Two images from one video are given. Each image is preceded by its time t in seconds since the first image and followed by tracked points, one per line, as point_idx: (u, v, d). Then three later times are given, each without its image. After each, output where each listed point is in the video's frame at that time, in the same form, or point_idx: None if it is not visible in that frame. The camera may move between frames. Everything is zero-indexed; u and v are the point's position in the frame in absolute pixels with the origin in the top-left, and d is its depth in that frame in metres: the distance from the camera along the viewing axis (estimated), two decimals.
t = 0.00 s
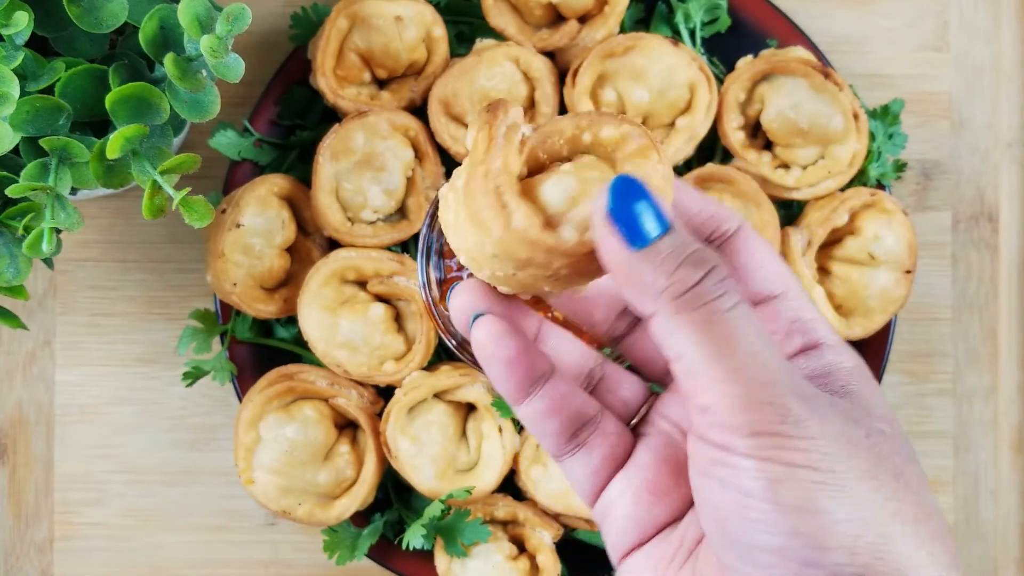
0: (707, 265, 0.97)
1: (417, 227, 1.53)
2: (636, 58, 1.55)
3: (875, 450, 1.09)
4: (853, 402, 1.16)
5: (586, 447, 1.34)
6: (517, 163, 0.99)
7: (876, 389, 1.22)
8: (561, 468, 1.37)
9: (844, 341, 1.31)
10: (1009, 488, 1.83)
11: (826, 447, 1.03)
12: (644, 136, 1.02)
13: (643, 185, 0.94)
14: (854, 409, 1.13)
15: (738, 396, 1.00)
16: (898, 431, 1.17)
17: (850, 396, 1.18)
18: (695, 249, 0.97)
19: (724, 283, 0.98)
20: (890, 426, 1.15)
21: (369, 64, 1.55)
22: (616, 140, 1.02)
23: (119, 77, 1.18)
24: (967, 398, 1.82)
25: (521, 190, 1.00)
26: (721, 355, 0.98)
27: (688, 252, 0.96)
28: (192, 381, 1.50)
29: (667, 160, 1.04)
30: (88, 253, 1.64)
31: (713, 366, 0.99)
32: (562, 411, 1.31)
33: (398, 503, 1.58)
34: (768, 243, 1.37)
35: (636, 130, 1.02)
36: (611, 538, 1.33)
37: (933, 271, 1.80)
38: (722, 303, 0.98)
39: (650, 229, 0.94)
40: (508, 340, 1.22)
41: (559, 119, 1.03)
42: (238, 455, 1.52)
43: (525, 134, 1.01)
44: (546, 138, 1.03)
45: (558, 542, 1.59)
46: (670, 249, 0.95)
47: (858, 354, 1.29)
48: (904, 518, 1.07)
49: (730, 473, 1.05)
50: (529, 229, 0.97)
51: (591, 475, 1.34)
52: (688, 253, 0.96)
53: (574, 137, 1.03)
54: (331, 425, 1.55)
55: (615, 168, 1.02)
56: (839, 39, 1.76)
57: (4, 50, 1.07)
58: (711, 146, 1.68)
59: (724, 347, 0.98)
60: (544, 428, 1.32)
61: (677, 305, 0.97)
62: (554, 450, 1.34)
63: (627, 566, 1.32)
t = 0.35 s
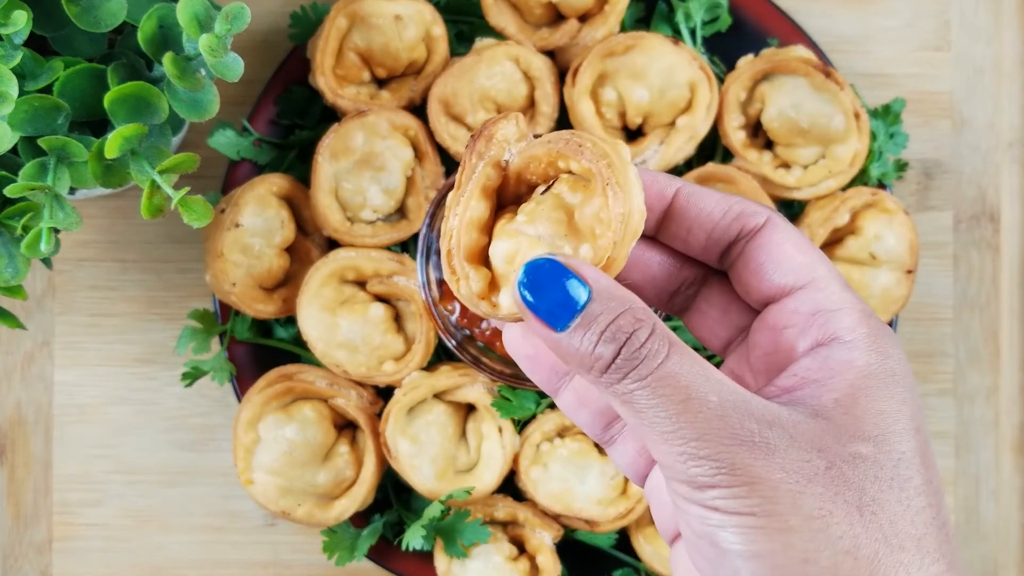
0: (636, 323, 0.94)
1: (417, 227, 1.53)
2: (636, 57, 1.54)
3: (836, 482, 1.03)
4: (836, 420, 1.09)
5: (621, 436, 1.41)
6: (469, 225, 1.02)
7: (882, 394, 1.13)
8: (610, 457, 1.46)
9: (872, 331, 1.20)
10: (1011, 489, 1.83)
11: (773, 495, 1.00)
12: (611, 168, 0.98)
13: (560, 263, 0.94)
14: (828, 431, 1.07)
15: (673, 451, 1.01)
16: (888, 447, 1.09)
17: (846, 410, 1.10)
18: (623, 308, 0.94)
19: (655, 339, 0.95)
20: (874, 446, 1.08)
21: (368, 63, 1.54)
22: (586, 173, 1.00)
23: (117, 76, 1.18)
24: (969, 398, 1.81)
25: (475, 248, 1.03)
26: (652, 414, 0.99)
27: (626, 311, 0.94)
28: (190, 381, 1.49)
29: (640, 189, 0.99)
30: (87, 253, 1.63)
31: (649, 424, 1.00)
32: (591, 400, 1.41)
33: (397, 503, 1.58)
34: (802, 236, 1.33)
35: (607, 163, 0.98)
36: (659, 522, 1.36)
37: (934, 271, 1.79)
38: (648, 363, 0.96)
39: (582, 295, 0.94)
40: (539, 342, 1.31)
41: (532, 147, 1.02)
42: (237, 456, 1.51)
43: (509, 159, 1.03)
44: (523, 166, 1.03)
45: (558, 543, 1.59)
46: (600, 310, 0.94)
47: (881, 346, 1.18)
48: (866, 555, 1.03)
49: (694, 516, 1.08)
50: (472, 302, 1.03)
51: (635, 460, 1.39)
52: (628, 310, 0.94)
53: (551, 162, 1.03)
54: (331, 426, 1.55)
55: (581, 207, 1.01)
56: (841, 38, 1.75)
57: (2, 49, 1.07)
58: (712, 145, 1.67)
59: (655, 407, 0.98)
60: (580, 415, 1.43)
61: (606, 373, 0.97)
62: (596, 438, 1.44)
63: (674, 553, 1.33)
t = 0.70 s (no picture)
0: (638, 334, 0.94)
1: (417, 227, 1.53)
2: (636, 57, 1.54)
3: (842, 490, 1.03)
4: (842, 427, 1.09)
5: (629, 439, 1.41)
6: (472, 237, 1.01)
7: (887, 401, 1.13)
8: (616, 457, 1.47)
9: (876, 337, 1.20)
10: (1011, 489, 1.83)
11: (779, 503, 1.00)
12: (608, 179, 0.96)
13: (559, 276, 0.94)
14: (833, 439, 1.07)
15: (679, 460, 1.00)
16: (893, 454, 1.09)
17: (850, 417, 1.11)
18: (626, 318, 0.94)
19: (658, 349, 0.95)
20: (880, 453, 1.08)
21: (368, 63, 1.54)
22: (584, 184, 0.99)
23: (117, 76, 1.18)
24: (969, 398, 1.81)
25: (478, 261, 1.03)
26: (657, 424, 0.98)
27: (628, 321, 0.94)
28: (190, 381, 1.49)
29: (640, 199, 0.97)
30: (86, 253, 1.63)
31: (654, 434, 0.99)
32: (598, 403, 1.41)
33: (397, 504, 1.58)
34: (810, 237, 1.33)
35: (605, 174, 0.97)
36: (667, 525, 1.37)
37: (934, 271, 1.79)
38: (653, 373, 0.95)
39: (583, 309, 0.94)
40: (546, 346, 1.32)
41: (532, 157, 1.01)
42: (236, 456, 1.51)
43: (509, 169, 1.03)
44: (523, 175, 1.03)
45: (558, 543, 1.59)
46: (602, 319, 0.93)
47: (886, 353, 1.18)
48: (873, 562, 1.02)
49: (701, 526, 1.08)
50: (478, 315, 1.03)
51: (641, 463, 1.40)
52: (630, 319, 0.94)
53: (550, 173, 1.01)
54: (331, 426, 1.55)
55: (580, 218, 0.99)
56: (841, 38, 1.75)
57: (2, 49, 1.07)
58: (712, 145, 1.67)
59: (660, 417, 0.98)
60: (587, 418, 1.43)
61: (610, 384, 0.96)
62: (604, 441, 1.44)
63: (682, 556, 1.33)
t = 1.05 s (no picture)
0: (647, 331, 0.94)
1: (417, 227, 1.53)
2: (636, 57, 1.54)
3: (851, 493, 1.03)
4: (851, 428, 1.08)
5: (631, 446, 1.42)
6: (475, 239, 1.01)
7: (897, 400, 1.13)
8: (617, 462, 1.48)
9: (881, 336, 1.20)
10: (1012, 489, 1.83)
11: (789, 505, 1.00)
12: (616, 175, 0.97)
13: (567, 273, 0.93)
14: (844, 440, 1.06)
15: (687, 459, 1.00)
16: (903, 456, 1.09)
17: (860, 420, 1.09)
18: (634, 316, 0.94)
19: (666, 347, 0.95)
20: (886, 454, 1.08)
21: (368, 63, 1.54)
22: (590, 181, 0.99)
23: (117, 76, 1.18)
24: (969, 398, 1.81)
25: (482, 263, 1.02)
26: (664, 424, 0.98)
27: (637, 320, 0.94)
28: (190, 382, 1.49)
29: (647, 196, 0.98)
30: (86, 253, 1.63)
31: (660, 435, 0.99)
32: (601, 408, 1.42)
33: (397, 503, 1.58)
34: (809, 245, 1.33)
35: (612, 171, 0.97)
36: (669, 531, 1.38)
37: (934, 271, 1.79)
38: (662, 373, 0.95)
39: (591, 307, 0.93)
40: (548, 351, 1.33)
41: (536, 157, 1.02)
42: (236, 456, 1.51)
43: (510, 170, 1.04)
44: (526, 177, 1.03)
45: (558, 543, 1.59)
46: (610, 319, 0.93)
47: (893, 353, 1.18)
48: (884, 564, 1.02)
49: (710, 526, 1.08)
50: (483, 315, 1.02)
51: (644, 470, 1.40)
52: (638, 318, 0.94)
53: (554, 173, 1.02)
54: (331, 426, 1.55)
55: (587, 217, 0.99)
56: (840, 38, 1.75)
57: (2, 49, 1.07)
58: (712, 145, 1.67)
59: (667, 417, 0.97)
60: (588, 423, 1.44)
61: (617, 382, 0.96)
62: (606, 447, 1.45)
63: (685, 560, 1.35)
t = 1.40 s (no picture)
0: (616, 455, 0.91)
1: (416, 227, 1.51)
2: (637, 56, 1.53)
3: None
4: (891, 549, 1.00)
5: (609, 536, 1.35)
6: (373, 320, 0.88)
7: (945, 499, 1.06)
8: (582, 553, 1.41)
9: (914, 410, 1.13)
10: (1016, 490, 1.81)
11: None
12: (552, 232, 0.85)
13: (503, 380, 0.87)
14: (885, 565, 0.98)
15: None
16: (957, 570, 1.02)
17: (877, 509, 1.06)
18: (598, 436, 0.91)
19: (647, 481, 0.92)
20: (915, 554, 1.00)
21: (367, 62, 1.53)
22: (515, 237, 0.87)
23: (114, 74, 1.17)
24: (972, 399, 1.80)
25: (384, 351, 0.90)
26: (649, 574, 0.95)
27: (603, 441, 0.91)
28: (187, 383, 1.47)
29: (586, 252, 0.87)
30: (84, 252, 1.62)
31: None
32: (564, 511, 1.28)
33: (396, 505, 1.57)
34: (803, 261, 1.30)
35: (542, 226, 0.85)
36: None
37: (937, 271, 1.78)
38: (645, 514, 0.92)
39: (539, 422, 0.89)
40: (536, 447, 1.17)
41: (439, 208, 0.88)
42: (235, 456, 1.50)
43: (408, 223, 0.89)
44: (430, 229, 0.90)
45: (558, 545, 1.57)
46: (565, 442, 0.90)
47: (937, 433, 1.11)
48: None
49: None
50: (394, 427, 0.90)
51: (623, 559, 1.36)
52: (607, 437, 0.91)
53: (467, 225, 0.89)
54: (329, 427, 1.53)
55: (516, 286, 0.89)
56: (842, 36, 1.74)
57: None
58: (713, 145, 1.66)
59: (650, 561, 0.94)
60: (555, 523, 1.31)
61: (592, 518, 0.94)
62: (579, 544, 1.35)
63: None
